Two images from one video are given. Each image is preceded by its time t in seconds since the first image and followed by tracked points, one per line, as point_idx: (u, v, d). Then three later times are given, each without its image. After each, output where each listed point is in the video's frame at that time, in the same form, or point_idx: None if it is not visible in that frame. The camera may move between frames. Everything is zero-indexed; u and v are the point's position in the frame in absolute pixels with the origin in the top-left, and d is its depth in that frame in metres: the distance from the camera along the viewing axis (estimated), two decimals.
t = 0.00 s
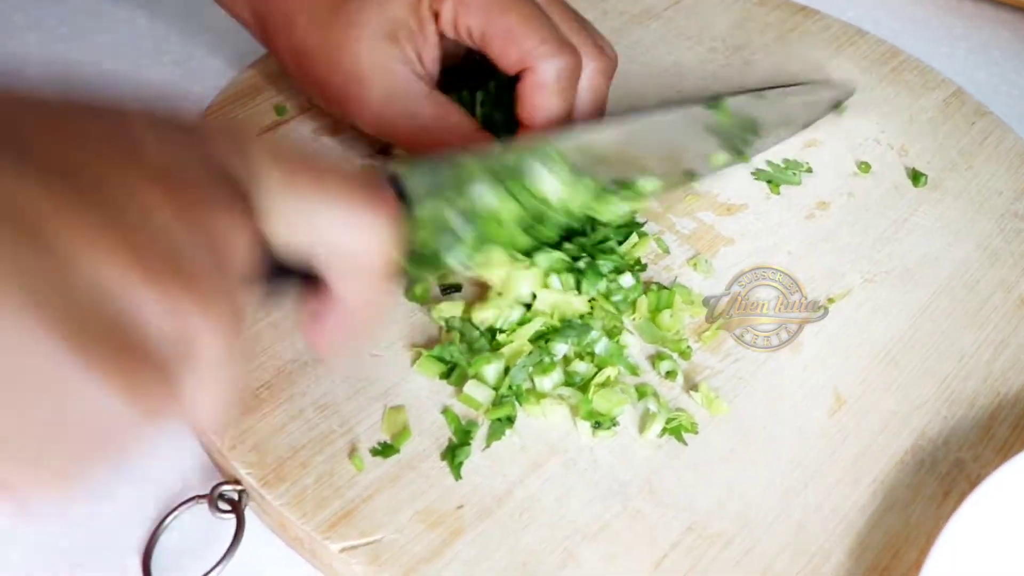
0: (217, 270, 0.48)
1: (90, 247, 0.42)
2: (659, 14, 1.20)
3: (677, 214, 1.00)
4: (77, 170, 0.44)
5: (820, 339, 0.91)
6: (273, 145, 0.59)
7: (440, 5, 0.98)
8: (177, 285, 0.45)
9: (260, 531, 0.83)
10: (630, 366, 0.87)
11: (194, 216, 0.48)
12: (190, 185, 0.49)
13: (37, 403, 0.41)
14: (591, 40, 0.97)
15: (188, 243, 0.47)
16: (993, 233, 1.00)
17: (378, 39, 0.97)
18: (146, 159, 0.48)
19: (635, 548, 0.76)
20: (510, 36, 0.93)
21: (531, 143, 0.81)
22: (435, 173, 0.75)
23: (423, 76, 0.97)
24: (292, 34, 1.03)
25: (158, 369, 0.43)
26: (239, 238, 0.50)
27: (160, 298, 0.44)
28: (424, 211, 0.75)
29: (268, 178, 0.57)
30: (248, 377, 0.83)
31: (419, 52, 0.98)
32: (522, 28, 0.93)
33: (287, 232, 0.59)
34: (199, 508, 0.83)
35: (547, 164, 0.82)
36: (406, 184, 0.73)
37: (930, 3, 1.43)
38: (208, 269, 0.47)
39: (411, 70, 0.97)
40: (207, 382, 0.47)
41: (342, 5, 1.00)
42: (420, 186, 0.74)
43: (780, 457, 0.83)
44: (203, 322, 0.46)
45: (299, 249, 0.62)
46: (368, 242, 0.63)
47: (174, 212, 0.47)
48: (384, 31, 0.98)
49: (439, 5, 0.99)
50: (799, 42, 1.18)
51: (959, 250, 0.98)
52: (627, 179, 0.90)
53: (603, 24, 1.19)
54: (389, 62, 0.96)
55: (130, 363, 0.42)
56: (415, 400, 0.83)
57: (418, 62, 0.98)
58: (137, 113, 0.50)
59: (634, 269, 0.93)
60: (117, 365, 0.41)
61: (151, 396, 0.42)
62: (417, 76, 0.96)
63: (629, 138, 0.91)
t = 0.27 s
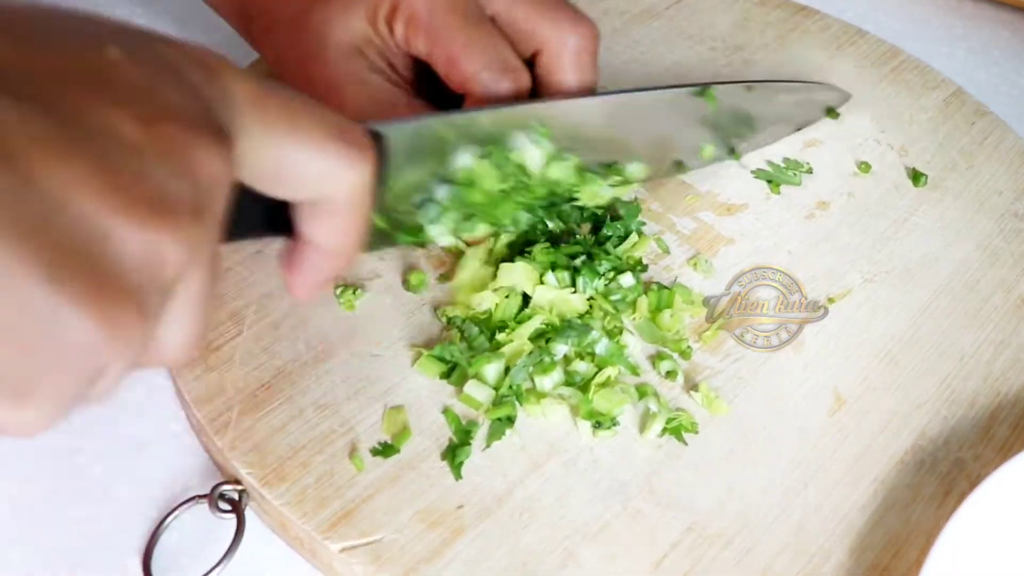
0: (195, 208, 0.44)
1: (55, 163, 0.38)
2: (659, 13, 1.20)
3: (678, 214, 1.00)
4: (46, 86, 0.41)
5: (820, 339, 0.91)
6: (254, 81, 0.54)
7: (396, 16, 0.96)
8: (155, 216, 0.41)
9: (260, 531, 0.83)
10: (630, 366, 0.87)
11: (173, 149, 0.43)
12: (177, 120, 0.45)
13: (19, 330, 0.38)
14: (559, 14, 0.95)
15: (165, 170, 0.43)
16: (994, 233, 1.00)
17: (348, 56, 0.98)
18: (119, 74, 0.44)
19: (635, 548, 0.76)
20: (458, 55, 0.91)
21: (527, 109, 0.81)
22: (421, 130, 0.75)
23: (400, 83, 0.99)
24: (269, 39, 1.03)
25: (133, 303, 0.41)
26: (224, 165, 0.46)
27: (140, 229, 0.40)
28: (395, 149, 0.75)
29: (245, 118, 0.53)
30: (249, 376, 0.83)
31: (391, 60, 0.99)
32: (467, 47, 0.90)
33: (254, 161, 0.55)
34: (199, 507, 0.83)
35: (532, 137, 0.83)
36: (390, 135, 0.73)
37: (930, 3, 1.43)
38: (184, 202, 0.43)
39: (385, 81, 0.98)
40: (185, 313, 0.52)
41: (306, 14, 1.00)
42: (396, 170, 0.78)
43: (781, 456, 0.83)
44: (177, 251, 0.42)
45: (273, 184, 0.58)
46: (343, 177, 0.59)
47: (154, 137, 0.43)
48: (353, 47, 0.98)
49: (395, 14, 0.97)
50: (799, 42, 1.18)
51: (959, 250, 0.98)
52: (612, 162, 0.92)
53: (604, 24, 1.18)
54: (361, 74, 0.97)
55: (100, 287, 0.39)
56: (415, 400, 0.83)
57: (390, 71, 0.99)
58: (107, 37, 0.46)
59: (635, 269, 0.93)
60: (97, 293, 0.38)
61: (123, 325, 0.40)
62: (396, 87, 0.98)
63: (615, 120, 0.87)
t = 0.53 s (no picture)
0: (188, 233, 0.48)
1: (63, 198, 0.42)
2: (659, 13, 1.20)
3: (678, 214, 1.00)
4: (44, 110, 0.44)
5: (820, 338, 0.91)
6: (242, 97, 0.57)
7: (364, 16, 0.97)
8: (150, 241, 0.45)
9: (262, 532, 0.82)
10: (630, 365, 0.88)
11: (160, 172, 0.47)
12: (167, 145, 0.48)
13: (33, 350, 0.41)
14: (523, 28, 0.97)
15: (156, 200, 0.46)
16: (994, 233, 1.00)
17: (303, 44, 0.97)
18: (119, 110, 0.47)
19: (636, 546, 0.76)
20: (428, 61, 0.93)
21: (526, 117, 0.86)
22: (412, 138, 0.77)
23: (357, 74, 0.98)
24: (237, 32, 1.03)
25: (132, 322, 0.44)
26: (212, 191, 0.50)
27: (136, 254, 0.44)
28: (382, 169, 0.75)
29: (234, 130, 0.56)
30: (249, 376, 0.83)
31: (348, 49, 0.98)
32: (440, 53, 0.93)
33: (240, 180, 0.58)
34: (201, 506, 0.83)
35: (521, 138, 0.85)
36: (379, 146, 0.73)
37: (930, 3, 1.43)
38: (177, 230, 0.47)
39: (338, 67, 0.97)
40: (179, 331, 0.51)
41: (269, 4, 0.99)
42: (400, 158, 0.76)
43: (782, 455, 0.83)
44: (169, 275, 0.46)
45: (263, 201, 0.61)
46: (330, 200, 0.61)
47: (148, 167, 0.46)
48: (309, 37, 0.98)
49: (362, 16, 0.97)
50: (799, 42, 1.18)
51: (960, 249, 0.98)
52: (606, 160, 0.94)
53: (604, 24, 1.19)
54: (315, 61, 0.96)
55: (101, 318, 0.42)
56: (416, 400, 0.83)
57: (348, 59, 0.98)
58: (107, 62, 0.49)
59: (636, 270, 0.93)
60: (85, 313, 0.41)
61: (123, 348, 0.43)
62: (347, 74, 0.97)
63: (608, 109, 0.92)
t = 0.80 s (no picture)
0: (208, 284, 0.54)
1: (99, 265, 0.48)
2: (660, 13, 1.20)
3: (678, 214, 1.00)
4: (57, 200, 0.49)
5: (820, 338, 0.91)
6: (257, 159, 0.63)
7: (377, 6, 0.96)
8: (171, 300, 0.51)
9: (263, 533, 0.83)
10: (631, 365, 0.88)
11: (180, 238, 0.53)
12: (186, 211, 0.54)
13: (61, 398, 0.49)
14: (532, 25, 0.96)
15: (180, 261, 0.52)
16: (994, 232, 1.00)
17: (320, 39, 0.97)
18: (143, 184, 0.53)
19: (637, 545, 0.76)
20: (441, 44, 0.92)
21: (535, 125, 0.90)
22: (421, 171, 0.84)
23: (373, 66, 0.98)
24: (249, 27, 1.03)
25: (157, 373, 0.51)
26: (234, 253, 0.55)
27: (162, 314, 0.51)
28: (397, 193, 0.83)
29: (248, 187, 0.60)
30: (250, 376, 0.83)
31: (365, 44, 0.98)
32: (452, 37, 0.91)
33: (269, 238, 0.62)
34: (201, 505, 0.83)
35: (531, 152, 0.91)
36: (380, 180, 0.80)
37: (930, 3, 1.43)
38: (200, 288, 0.53)
39: (359, 66, 0.97)
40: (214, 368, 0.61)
41: None
42: (400, 174, 0.82)
43: (784, 454, 0.83)
44: (198, 328, 0.53)
45: (291, 254, 0.65)
46: (353, 237, 0.65)
47: (173, 233, 0.53)
48: (325, 30, 0.97)
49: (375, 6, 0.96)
50: (800, 41, 1.18)
51: (960, 249, 0.98)
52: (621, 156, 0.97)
53: (605, 24, 1.19)
54: (334, 59, 0.97)
55: (131, 363, 0.50)
56: (417, 399, 0.84)
57: (365, 55, 0.98)
58: (132, 147, 0.56)
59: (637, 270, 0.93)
60: (113, 361, 0.49)
61: (148, 390, 0.51)
62: (366, 68, 0.97)
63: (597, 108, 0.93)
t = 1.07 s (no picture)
0: (245, 269, 0.54)
1: (133, 242, 0.49)
2: (660, 13, 1.20)
3: (678, 214, 1.00)
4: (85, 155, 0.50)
5: (819, 339, 0.91)
6: (292, 151, 0.63)
7: None
8: (212, 279, 0.51)
9: (263, 533, 0.83)
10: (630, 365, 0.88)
11: (219, 221, 0.53)
12: (222, 200, 0.54)
13: (95, 368, 0.48)
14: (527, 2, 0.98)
15: (217, 240, 0.53)
16: (994, 232, 1.00)
17: (324, 34, 0.97)
18: (179, 162, 0.55)
19: (638, 545, 0.76)
20: (440, 28, 0.94)
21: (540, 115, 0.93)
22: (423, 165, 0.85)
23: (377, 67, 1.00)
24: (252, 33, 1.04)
25: (191, 352, 0.51)
26: (267, 239, 0.56)
27: (201, 289, 0.51)
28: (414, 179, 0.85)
29: (281, 177, 0.61)
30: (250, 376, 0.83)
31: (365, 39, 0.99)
32: (451, 20, 0.93)
33: (291, 222, 0.62)
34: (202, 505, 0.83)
35: (542, 138, 0.95)
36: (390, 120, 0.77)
37: (929, 3, 1.43)
38: (237, 267, 0.53)
39: (361, 60, 0.97)
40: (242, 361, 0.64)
41: None
42: (417, 162, 0.84)
43: (784, 454, 0.83)
44: (232, 310, 0.53)
45: (320, 242, 0.65)
46: (376, 227, 0.65)
47: (208, 215, 0.53)
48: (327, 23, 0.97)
49: None
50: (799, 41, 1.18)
51: (960, 248, 0.99)
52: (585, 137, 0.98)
53: (605, 23, 1.19)
54: (336, 53, 0.97)
55: (166, 341, 0.49)
56: (417, 399, 0.84)
57: (367, 49, 0.98)
58: (168, 134, 0.57)
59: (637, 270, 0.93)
60: (156, 338, 0.49)
61: (185, 365, 0.50)
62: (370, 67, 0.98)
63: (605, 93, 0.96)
